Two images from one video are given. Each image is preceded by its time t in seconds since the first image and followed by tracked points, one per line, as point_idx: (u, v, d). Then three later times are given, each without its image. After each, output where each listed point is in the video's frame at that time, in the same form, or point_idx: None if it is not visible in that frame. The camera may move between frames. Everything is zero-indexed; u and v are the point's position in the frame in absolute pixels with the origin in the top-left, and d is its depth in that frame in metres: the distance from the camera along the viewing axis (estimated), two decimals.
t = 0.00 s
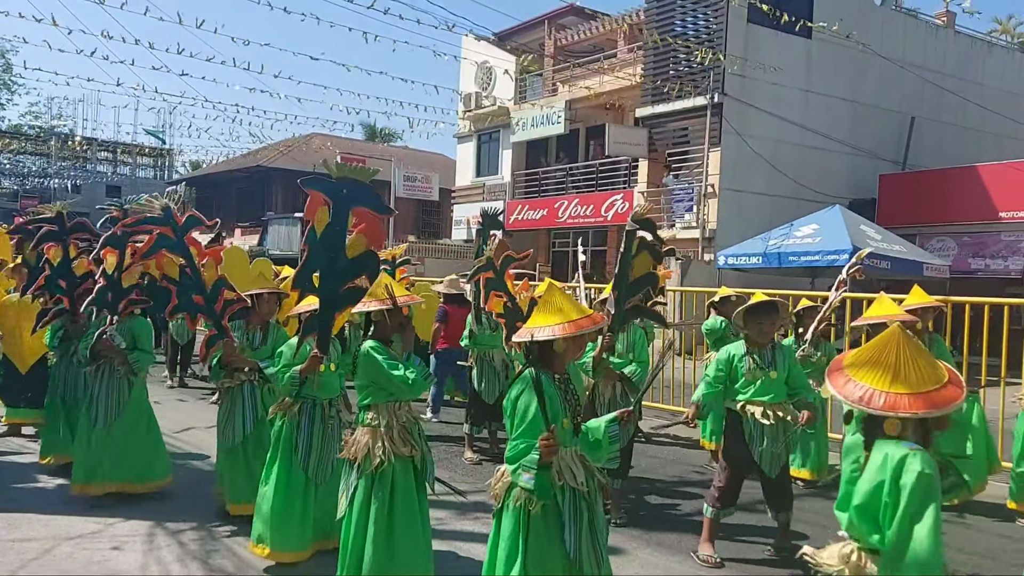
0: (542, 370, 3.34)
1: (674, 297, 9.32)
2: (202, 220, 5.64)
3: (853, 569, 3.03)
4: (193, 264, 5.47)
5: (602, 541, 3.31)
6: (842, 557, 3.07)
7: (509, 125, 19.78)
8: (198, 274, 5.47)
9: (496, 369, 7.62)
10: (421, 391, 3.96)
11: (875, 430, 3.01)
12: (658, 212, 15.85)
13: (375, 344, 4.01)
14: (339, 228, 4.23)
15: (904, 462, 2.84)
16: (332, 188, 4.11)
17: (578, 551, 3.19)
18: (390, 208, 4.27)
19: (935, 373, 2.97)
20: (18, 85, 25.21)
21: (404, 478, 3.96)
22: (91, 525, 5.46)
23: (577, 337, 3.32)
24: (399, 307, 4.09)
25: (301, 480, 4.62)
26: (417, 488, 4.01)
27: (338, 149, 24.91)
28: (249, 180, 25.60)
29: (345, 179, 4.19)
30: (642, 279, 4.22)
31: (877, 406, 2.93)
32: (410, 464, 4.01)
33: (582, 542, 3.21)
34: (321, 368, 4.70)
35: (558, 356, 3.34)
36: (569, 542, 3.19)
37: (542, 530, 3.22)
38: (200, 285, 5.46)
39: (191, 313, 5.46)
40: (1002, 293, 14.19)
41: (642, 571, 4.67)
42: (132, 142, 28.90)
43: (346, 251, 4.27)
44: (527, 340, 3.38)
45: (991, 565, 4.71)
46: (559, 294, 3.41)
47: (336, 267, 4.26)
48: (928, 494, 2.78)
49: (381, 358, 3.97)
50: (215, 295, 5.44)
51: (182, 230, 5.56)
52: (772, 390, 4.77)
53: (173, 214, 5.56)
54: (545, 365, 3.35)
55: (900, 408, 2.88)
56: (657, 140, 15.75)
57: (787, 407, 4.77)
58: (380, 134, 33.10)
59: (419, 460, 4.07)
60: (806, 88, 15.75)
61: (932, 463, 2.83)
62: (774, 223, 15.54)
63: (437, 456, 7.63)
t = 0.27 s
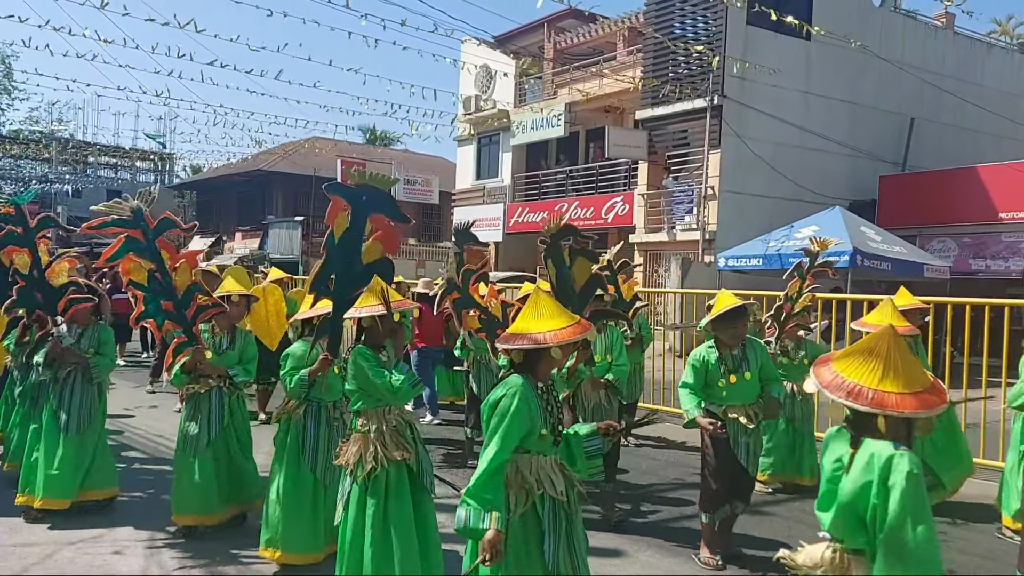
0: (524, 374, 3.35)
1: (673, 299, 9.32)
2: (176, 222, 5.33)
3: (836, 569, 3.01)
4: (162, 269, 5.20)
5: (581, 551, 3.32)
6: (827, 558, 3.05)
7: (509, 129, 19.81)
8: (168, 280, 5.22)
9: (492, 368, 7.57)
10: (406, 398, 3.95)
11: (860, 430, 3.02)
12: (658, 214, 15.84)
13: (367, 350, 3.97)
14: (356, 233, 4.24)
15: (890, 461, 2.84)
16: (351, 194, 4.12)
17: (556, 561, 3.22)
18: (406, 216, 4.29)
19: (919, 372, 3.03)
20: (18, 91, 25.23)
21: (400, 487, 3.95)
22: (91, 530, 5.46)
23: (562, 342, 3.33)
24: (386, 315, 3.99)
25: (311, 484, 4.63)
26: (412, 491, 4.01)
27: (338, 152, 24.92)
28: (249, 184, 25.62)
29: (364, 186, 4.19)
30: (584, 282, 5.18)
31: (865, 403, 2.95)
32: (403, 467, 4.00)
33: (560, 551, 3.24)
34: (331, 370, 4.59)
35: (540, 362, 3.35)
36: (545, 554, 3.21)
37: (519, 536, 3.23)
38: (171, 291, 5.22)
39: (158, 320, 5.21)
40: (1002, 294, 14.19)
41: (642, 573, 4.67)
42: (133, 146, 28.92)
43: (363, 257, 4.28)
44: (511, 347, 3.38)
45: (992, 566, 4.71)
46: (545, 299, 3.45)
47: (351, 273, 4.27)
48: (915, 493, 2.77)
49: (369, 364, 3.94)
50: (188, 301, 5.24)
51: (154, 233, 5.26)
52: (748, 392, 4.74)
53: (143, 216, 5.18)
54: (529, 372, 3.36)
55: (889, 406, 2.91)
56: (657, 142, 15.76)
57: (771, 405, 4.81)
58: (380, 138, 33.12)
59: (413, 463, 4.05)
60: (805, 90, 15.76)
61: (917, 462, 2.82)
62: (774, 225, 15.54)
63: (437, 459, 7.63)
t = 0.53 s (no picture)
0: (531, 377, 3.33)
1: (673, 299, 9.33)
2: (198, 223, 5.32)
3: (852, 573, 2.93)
4: (178, 269, 5.18)
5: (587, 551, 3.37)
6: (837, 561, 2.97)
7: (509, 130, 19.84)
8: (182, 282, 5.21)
9: (496, 370, 7.57)
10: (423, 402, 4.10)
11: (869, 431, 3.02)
12: (658, 216, 15.84)
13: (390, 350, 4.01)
14: (375, 236, 4.33)
15: (900, 461, 2.85)
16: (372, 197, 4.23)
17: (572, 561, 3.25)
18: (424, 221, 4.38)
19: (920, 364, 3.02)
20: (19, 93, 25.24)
21: (406, 493, 3.91)
22: (92, 532, 5.46)
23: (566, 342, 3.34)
24: (422, 304, 3.99)
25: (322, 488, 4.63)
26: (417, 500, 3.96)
27: (338, 154, 24.93)
28: (250, 186, 25.62)
29: (386, 192, 4.31)
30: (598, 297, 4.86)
31: (863, 407, 2.96)
32: (406, 473, 3.94)
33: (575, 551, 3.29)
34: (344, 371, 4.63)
35: (547, 362, 3.34)
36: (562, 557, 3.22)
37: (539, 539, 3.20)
38: (182, 292, 5.20)
39: (165, 321, 5.18)
40: (1002, 294, 14.19)
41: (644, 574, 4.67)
42: (133, 148, 28.93)
43: (380, 260, 4.36)
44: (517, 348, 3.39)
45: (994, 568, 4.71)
46: (548, 301, 3.46)
47: (368, 275, 4.35)
48: (930, 491, 2.80)
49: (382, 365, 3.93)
50: (200, 304, 5.26)
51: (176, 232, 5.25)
52: (745, 394, 4.85)
53: (169, 215, 5.20)
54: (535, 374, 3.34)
55: (887, 407, 2.91)
56: (657, 144, 15.78)
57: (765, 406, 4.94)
58: (380, 139, 33.16)
59: (416, 469, 3.96)
60: (805, 91, 15.78)
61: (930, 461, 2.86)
62: (774, 226, 15.54)
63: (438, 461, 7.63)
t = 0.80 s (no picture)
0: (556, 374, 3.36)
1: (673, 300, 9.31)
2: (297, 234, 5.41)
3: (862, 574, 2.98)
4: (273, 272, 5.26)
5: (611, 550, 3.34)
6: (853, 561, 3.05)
7: (509, 132, 19.86)
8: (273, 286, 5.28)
9: (507, 372, 7.59)
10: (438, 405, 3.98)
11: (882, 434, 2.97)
12: (659, 217, 15.84)
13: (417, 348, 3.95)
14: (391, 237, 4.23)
15: (898, 463, 2.82)
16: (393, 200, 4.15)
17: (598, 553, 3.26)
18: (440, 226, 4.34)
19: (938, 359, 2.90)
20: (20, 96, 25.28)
21: (407, 494, 3.84)
22: (95, 535, 5.47)
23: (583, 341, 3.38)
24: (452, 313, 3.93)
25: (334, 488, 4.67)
26: (414, 504, 3.86)
27: (339, 157, 24.94)
28: (250, 189, 25.63)
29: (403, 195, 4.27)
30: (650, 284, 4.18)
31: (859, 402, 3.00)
32: (404, 474, 3.88)
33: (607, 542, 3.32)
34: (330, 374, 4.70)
35: (570, 359, 3.36)
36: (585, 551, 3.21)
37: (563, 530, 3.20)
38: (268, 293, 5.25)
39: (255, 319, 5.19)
40: (1003, 296, 14.19)
41: None
42: (133, 151, 28.95)
43: (396, 263, 4.28)
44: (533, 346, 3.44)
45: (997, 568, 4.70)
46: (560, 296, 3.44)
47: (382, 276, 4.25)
48: (915, 497, 2.74)
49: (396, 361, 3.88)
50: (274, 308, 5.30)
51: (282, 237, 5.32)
52: (761, 390, 5.06)
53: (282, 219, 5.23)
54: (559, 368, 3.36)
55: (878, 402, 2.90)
56: (657, 145, 15.79)
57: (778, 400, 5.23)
58: (381, 141, 33.19)
59: (415, 471, 3.88)
60: (806, 93, 15.79)
61: (923, 468, 2.78)
62: (774, 228, 15.53)
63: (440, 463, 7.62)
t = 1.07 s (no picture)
0: (568, 375, 3.34)
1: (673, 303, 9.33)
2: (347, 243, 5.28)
3: None
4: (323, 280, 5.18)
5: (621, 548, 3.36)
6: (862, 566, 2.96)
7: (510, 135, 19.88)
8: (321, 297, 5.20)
9: (515, 376, 7.63)
10: (438, 408, 4.03)
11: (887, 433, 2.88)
12: (659, 219, 15.85)
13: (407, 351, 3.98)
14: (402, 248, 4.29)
15: (891, 465, 2.72)
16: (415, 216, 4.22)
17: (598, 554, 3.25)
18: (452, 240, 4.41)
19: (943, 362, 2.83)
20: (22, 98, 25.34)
21: (393, 494, 3.84)
22: (96, 537, 5.48)
23: (590, 341, 3.34)
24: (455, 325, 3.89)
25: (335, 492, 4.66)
26: (402, 507, 3.84)
27: (340, 159, 24.96)
28: (251, 191, 25.65)
29: (421, 209, 4.35)
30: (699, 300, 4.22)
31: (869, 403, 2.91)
32: (392, 476, 3.87)
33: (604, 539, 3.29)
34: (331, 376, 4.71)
35: (582, 365, 3.34)
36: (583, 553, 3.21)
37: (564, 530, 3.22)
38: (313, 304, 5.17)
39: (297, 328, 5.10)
40: (1005, 297, 14.18)
41: None
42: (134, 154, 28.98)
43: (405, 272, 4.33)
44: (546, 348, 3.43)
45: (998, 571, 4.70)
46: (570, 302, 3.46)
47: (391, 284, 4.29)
48: (905, 499, 2.65)
49: (393, 363, 3.95)
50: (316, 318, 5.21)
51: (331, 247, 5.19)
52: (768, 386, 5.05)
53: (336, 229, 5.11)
54: (572, 373, 3.35)
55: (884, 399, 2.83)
56: (658, 147, 15.81)
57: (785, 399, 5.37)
58: (381, 144, 33.21)
59: (400, 471, 3.87)
60: (806, 95, 15.80)
61: (919, 471, 2.68)
62: (775, 229, 15.53)
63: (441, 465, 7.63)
